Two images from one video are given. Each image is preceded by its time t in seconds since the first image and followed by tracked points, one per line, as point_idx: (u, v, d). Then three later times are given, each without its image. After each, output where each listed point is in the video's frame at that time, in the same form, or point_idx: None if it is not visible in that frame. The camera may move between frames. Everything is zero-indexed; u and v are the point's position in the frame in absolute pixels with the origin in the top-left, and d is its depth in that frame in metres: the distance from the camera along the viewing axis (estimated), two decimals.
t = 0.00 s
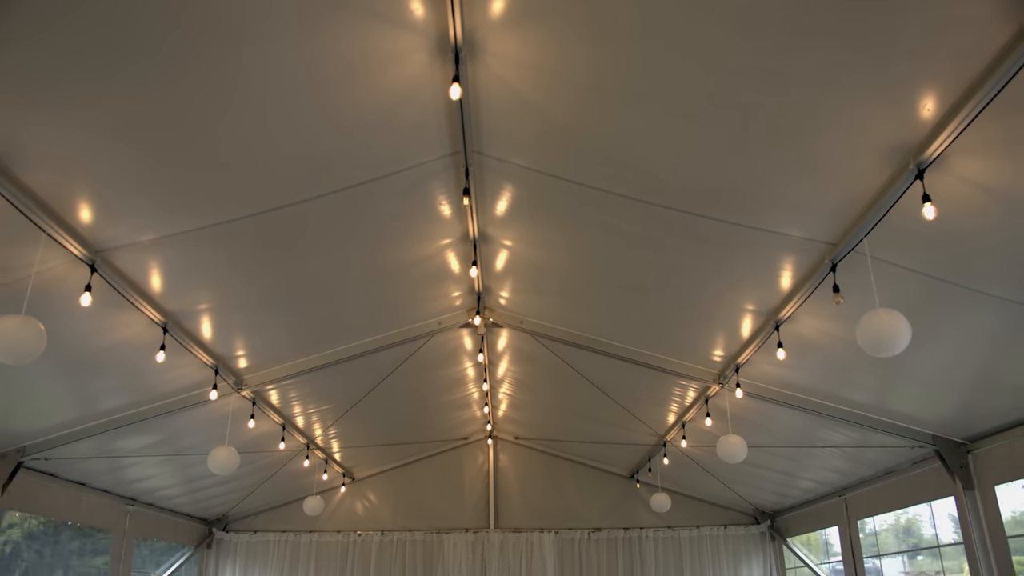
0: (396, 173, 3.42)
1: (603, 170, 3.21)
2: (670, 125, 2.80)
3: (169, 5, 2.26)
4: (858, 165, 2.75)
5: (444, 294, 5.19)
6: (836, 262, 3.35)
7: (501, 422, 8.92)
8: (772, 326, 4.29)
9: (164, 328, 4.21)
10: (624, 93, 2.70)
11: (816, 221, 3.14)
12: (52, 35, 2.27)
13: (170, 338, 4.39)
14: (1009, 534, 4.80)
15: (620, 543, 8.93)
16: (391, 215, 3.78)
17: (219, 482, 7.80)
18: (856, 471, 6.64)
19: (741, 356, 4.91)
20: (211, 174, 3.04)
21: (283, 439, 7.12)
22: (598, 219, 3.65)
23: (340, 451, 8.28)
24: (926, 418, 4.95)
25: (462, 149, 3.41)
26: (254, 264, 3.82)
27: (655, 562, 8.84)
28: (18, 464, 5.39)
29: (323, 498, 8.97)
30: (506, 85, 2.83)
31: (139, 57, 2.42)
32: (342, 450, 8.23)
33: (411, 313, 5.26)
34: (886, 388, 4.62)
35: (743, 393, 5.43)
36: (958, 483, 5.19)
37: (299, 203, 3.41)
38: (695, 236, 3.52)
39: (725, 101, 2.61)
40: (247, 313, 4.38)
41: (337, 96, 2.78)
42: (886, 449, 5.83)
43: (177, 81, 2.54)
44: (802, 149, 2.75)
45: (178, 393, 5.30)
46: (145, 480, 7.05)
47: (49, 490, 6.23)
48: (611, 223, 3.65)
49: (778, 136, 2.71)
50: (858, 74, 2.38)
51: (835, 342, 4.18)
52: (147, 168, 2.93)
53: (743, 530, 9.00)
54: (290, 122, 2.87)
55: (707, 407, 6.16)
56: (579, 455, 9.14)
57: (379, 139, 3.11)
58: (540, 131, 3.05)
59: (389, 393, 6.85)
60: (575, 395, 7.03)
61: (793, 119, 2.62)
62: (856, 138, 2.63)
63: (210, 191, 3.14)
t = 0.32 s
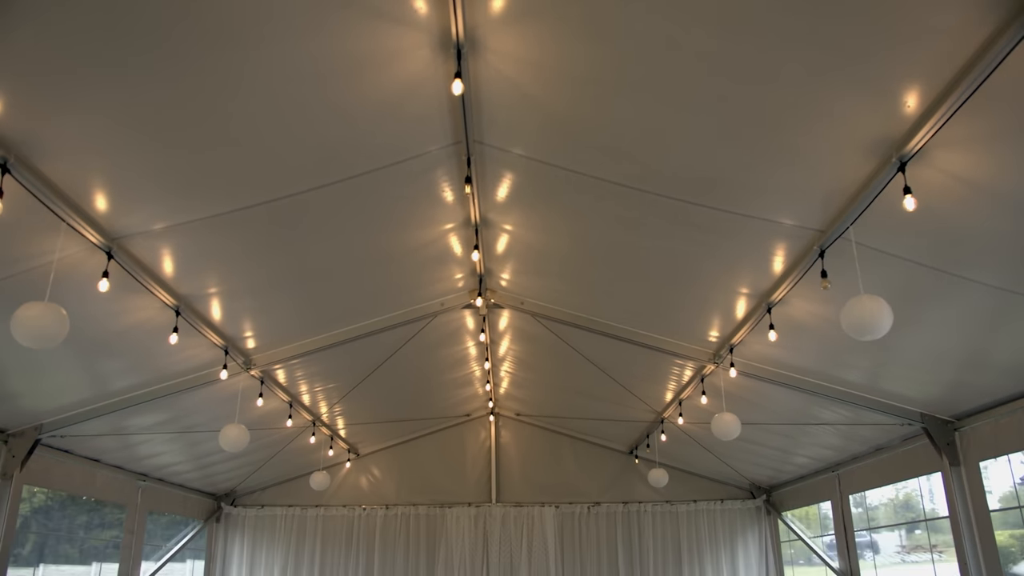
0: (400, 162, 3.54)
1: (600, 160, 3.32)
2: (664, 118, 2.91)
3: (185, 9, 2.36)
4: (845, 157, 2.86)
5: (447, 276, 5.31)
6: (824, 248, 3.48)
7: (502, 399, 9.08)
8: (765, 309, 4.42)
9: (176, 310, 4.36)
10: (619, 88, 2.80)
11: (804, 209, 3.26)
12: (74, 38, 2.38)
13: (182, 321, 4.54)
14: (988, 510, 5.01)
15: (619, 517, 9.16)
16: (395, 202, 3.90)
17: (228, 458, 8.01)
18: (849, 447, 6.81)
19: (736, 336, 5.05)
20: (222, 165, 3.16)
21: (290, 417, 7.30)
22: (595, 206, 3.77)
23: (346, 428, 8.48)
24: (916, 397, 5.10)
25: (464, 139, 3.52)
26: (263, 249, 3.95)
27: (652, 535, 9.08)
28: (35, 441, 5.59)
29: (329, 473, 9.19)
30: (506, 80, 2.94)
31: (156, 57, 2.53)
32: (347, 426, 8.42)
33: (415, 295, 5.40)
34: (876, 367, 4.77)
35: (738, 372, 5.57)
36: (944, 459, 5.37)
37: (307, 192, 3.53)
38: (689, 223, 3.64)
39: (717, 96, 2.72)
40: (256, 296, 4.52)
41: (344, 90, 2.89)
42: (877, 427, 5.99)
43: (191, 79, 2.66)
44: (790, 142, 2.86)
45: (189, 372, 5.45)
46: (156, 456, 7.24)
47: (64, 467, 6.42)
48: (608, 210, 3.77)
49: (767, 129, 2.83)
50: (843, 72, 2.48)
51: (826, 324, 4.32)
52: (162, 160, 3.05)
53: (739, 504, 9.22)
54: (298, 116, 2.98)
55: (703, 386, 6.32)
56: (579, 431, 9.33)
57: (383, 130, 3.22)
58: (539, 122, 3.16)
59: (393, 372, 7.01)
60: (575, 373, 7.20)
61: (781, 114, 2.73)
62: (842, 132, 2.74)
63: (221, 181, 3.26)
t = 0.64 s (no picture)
0: (405, 151, 3.65)
1: (599, 149, 3.43)
2: (660, 111, 3.02)
3: (201, 10, 2.47)
4: (834, 148, 2.98)
5: (450, 258, 5.44)
6: (815, 234, 3.61)
7: (505, 376, 9.25)
8: (758, 290, 4.55)
9: (189, 293, 4.51)
10: (617, 82, 2.91)
11: (796, 196, 3.38)
12: (96, 37, 2.49)
13: (194, 302, 4.69)
14: (980, 483, 5.12)
15: (618, 491, 9.38)
16: (400, 188, 4.02)
17: (237, 434, 8.22)
18: (842, 424, 6.98)
19: (731, 317, 5.19)
20: (235, 155, 3.28)
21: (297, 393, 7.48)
22: (594, 192, 3.88)
23: (351, 404, 8.67)
24: (907, 375, 5.24)
25: (467, 127, 3.63)
26: (272, 233, 4.08)
27: (651, 508, 9.31)
28: (53, 417, 5.77)
29: (335, 448, 9.41)
30: (508, 72, 3.05)
31: (173, 54, 2.64)
32: (352, 403, 8.61)
33: (419, 276, 5.53)
34: (866, 347, 4.90)
35: (733, 351, 5.73)
36: (933, 436, 5.53)
37: (316, 179, 3.65)
38: (685, 209, 3.76)
39: (711, 91, 2.83)
40: (265, 278, 4.66)
41: (351, 84, 3.00)
42: (869, 404, 6.15)
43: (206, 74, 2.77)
44: (781, 133, 2.97)
45: (200, 351, 5.61)
46: (167, 432, 7.44)
47: (79, 442, 6.62)
48: (607, 197, 3.89)
49: (759, 121, 2.94)
50: (831, 69, 2.59)
51: (816, 305, 4.45)
52: (178, 151, 3.17)
53: (736, 478, 9.44)
54: (307, 107, 3.09)
55: (700, 364, 6.47)
56: (580, 407, 9.52)
57: (390, 120, 3.33)
58: (540, 112, 3.27)
59: (398, 350, 7.18)
60: (575, 351, 7.36)
61: (773, 107, 2.84)
62: (831, 124, 2.85)
63: (233, 170, 3.38)
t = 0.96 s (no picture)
0: (410, 138, 3.78)
1: (597, 138, 3.55)
2: (655, 103, 3.14)
3: (216, 9, 2.58)
4: (822, 139, 3.10)
5: (453, 239, 5.57)
6: (805, 219, 3.74)
7: (506, 353, 9.42)
8: (752, 272, 4.70)
9: (201, 275, 4.66)
10: (613, 75, 3.03)
11: (787, 183, 3.51)
12: (117, 35, 2.61)
13: (205, 284, 4.84)
14: (977, 457, 5.17)
15: (617, 465, 9.61)
16: (405, 174, 4.14)
17: (244, 410, 8.42)
18: (836, 401, 7.16)
19: (726, 297, 5.34)
20: (246, 145, 3.41)
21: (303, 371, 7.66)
22: (593, 178, 4.01)
23: (356, 381, 8.86)
24: (897, 354, 5.39)
25: (470, 116, 3.75)
26: (281, 219, 4.22)
27: (649, 483, 9.54)
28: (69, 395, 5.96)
29: (340, 424, 9.63)
30: (509, 63, 3.17)
31: (187, 50, 2.75)
32: (357, 379, 8.79)
33: (422, 257, 5.67)
34: (857, 327, 5.05)
35: (728, 330, 5.88)
36: (922, 412, 5.70)
37: (323, 167, 3.78)
38: (681, 195, 3.89)
39: (703, 84, 2.95)
40: (274, 260, 4.81)
41: (358, 76, 3.12)
42: (862, 381, 6.31)
43: (220, 69, 2.89)
44: (772, 125, 3.09)
45: (210, 331, 5.77)
46: (176, 408, 7.63)
47: (92, 419, 6.81)
48: (606, 183, 4.01)
49: (750, 114, 3.06)
50: (817, 65, 2.71)
51: (808, 286, 4.60)
52: (192, 143, 3.30)
53: (732, 453, 9.65)
54: (315, 100, 3.21)
55: (696, 342, 6.64)
56: (580, 384, 9.70)
57: (395, 109, 3.46)
58: (540, 102, 3.40)
59: (402, 328, 7.34)
60: (575, 329, 7.52)
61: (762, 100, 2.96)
62: (818, 116, 2.98)
63: (244, 159, 3.51)
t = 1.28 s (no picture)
0: (413, 124, 3.89)
1: (594, 124, 3.67)
2: (650, 92, 3.25)
3: (228, 3, 2.69)
4: (811, 127, 3.22)
5: (454, 220, 5.69)
6: (796, 203, 3.87)
7: (507, 330, 9.57)
8: (745, 253, 4.83)
9: (210, 256, 4.80)
10: (609, 65, 3.14)
11: (779, 168, 3.63)
12: (131, 29, 2.72)
13: (214, 264, 4.98)
14: (975, 433, 5.19)
15: (615, 440, 9.82)
16: (408, 158, 4.26)
17: (251, 386, 8.61)
18: (830, 377, 7.32)
19: (721, 277, 5.48)
20: (255, 133, 3.53)
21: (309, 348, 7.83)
22: (591, 163, 4.12)
23: (360, 357, 9.03)
24: (888, 332, 5.53)
25: (472, 102, 3.86)
26: (288, 202, 4.35)
27: (647, 457, 9.75)
28: (81, 371, 6.13)
29: (344, 399, 9.82)
30: (509, 53, 3.28)
31: (199, 43, 2.87)
32: (361, 356, 8.96)
33: (425, 237, 5.80)
34: (849, 306, 5.19)
35: (724, 309, 6.03)
36: (911, 389, 5.85)
37: (329, 152, 3.90)
38: (676, 179, 4.01)
39: (696, 75, 3.06)
40: (281, 241, 4.94)
41: (363, 65, 3.23)
42: (854, 359, 6.46)
43: (230, 60, 3.00)
44: (762, 113, 3.21)
45: (218, 309, 5.92)
46: (185, 384, 7.81)
47: (103, 395, 7.00)
48: (604, 167, 4.12)
49: (741, 103, 3.18)
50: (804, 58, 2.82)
51: (800, 267, 4.73)
52: (203, 131, 3.42)
53: (729, 429, 9.84)
54: (322, 89, 3.33)
55: (693, 320, 6.79)
56: (580, 360, 9.87)
57: (398, 97, 3.57)
58: (539, 90, 3.51)
59: (404, 306, 7.49)
60: (574, 307, 7.67)
61: (753, 90, 3.07)
62: (806, 105, 3.09)
63: (253, 145, 3.63)
